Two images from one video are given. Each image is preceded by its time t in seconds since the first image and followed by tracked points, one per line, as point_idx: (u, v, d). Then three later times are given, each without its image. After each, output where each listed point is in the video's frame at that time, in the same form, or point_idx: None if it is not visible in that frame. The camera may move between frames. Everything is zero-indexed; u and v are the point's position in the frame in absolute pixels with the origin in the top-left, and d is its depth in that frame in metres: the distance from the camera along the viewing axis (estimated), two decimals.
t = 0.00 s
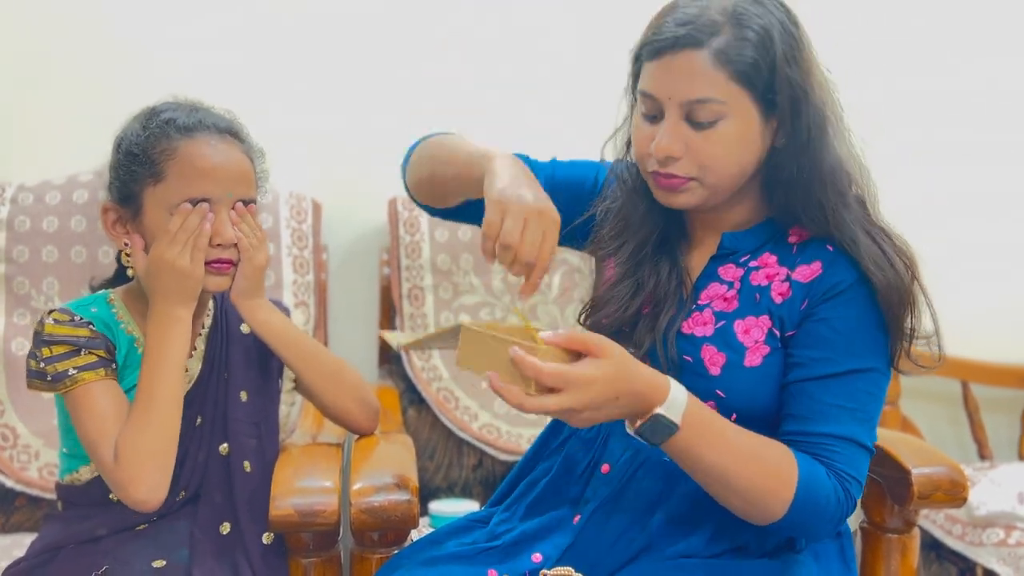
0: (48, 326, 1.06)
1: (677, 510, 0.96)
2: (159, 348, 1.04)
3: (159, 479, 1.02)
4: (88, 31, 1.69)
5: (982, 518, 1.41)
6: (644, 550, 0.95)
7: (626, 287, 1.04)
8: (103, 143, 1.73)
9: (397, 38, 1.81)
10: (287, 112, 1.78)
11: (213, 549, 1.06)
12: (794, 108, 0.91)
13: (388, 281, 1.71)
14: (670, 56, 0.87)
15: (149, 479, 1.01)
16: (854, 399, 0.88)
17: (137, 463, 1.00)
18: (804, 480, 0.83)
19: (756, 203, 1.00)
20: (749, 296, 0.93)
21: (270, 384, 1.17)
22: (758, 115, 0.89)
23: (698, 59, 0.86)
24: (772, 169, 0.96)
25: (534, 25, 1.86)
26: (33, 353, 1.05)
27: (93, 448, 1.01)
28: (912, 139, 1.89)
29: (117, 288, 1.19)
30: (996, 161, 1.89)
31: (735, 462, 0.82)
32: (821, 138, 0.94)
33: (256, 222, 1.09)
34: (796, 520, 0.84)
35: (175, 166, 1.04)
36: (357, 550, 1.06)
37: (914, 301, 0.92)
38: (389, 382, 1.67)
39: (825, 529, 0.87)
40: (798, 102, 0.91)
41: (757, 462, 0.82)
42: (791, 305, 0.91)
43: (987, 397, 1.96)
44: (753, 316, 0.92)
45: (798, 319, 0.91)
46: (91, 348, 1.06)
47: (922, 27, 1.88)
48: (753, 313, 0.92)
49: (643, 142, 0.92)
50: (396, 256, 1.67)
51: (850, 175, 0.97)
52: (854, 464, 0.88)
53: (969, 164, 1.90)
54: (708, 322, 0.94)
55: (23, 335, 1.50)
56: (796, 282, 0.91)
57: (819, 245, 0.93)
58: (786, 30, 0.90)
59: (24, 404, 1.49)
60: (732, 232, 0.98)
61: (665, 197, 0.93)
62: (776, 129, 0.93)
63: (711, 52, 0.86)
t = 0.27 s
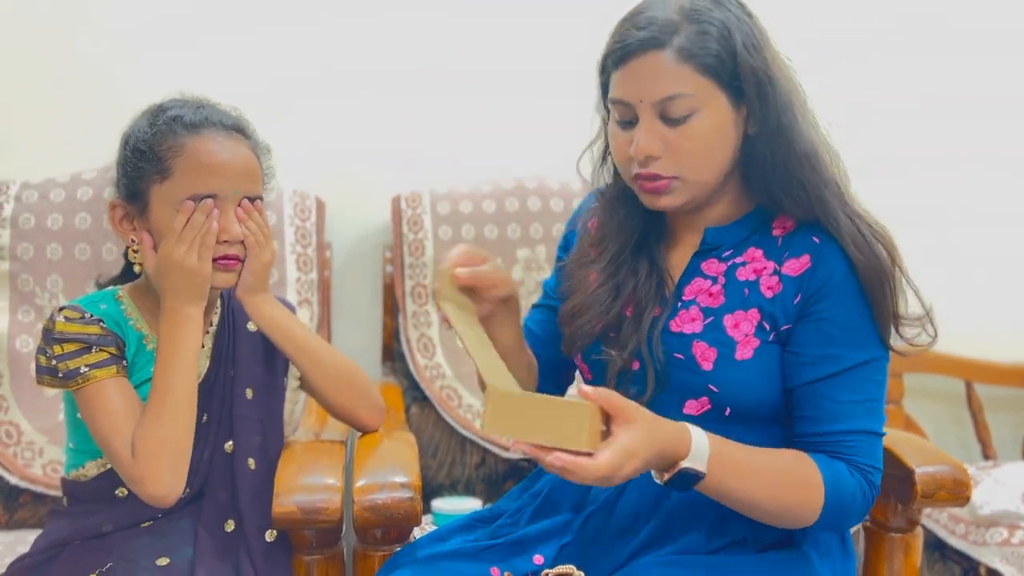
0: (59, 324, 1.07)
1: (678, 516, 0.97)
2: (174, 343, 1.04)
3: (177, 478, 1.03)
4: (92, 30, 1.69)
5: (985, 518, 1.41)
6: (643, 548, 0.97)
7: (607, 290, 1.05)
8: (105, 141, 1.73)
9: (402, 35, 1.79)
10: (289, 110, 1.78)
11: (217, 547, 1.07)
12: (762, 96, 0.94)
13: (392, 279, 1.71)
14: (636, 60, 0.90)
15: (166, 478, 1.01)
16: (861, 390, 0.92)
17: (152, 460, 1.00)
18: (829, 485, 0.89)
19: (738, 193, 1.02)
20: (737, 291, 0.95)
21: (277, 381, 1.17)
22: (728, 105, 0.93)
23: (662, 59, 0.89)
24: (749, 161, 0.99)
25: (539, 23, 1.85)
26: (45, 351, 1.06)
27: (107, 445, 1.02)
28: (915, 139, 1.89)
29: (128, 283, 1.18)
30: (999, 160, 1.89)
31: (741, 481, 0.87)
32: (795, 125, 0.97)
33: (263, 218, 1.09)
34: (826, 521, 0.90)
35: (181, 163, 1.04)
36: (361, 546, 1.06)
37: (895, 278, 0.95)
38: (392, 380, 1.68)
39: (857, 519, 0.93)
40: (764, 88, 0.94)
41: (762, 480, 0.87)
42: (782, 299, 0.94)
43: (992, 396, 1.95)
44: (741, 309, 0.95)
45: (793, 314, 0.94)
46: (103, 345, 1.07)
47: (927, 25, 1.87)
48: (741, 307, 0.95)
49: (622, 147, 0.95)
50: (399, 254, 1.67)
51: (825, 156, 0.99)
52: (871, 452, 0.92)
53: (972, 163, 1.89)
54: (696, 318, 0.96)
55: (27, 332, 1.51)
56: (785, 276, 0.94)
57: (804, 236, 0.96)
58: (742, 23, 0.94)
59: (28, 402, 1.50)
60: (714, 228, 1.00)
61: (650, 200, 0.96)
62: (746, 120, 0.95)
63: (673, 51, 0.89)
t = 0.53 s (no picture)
0: (59, 315, 1.07)
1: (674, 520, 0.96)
2: (175, 340, 1.04)
3: (172, 471, 1.02)
4: (89, 27, 1.69)
5: (982, 516, 1.41)
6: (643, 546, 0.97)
7: (601, 294, 1.05)
8: (103, 139, 1.73)
9: (399, 33, 1.79)
10: (287, 108, 1.77)
11: (214, 542, 1.07)
12: (744, 108, 0.94)
13: (390, 278, 1.71)
14: (615, 93, 0.91)
15: (162, 472, 1.01)
16: (879, 389, 0.92)
17: (149, 455, 1.00)
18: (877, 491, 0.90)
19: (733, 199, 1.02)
20: (735, 292, 0.96)
21: (276, 378, 1.18)
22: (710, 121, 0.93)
23: (640, 93, 0.89)
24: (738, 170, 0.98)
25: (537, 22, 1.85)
26: (44, 341, 1.06)
27: (105, 440, 1.01)
28: (912, 138, 1.89)
29: (128, 279, 1.18)
30: (998, 159, 1.89)
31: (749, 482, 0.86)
32: (780, 129, 0.96)
33: (263, 216, 1.09)
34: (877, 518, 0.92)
35: (183, 159, 1.03)
36: (357, 544, 1.06)
37: (891, 273, 0.95)
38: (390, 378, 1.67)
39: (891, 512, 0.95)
40: (745, 99, 0.93)
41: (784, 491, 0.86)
42: (783, 301, 0.94)
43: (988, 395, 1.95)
44: (738, 309, 0.95)
45: (795, 316, 0.94)
46: (102, 337, 1.07)
47: (924, 26, 1.88)
48: (739, 306, 0.95)
49: (615, 175, 0.96)
50: (397, 252, 1.68)
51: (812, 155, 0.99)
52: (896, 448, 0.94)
53: (970, 163, 1.90)
54: (692, 317, 0.97)
55: (25, 329, 1.51)
56: (786, 278, 0.94)
57: (806, 239, 0.96)
58: (717, 37, 0.93)
59: (25, 399, 1.49)
60: (712, 229, 1.01)
61: (653, 227, 0.98)
62: (731, 132, 0.95)
63: (650, 82, 0.89)
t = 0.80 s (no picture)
0: (59, 315, 1.07)
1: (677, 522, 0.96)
2: (174, 340, 1.04)
3: (171, 472, 1.02)
4: (89, 26, 1.69)
5: (982, 516, 1.41)
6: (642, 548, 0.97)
7: (599, 297, 1.04)
8: (102, 138, 1.73)
9: (399, 33, 1.79)
10: (287, 108, 1.77)
11: (215, 543, 1.07)
12: (742, 110, 0.94)
13: (390, 278, 1.72)
14: (614, 95, 0.91)
15: (162, 473, 1.01)
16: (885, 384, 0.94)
17: (148, 455, 1.00)
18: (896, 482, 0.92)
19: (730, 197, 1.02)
20: (735, 291, 0.96)
21: (276, 378, 1.18)
22: (708, 124, 0.93)
23: (639, 94, 0.90)
24: (736, 171, 0.98)
25: (536, 21, 1.84)
26: (44, 342, 1.06)
27: (105, 440, 1.01)
28: (913, 138, 1.89)
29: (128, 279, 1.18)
30: (998, 159, 1.89)
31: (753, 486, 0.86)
32: (778, 129, 0.96)
33: (263, 216, 1.09)
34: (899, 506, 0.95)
35: (183, 159, 1.03)
36: (358, 544, 1.06)
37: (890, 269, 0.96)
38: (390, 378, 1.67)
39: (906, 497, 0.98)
40: (742, 100, 0.93)
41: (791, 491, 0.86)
42: (784, 300, 0.94)
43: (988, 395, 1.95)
44: (739, 309, 0.95)
45: (797, 316, 0.94)
46: (102, 338, 1.07)
47: (924, 26, 1.88)
48: (740, 306, 0.95)
49: (612, 176, 0.95)
50: (397, 252, 1.68)
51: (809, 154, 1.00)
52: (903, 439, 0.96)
53: (970, 163, 1.90)
54: (692, 317, 0.97)
55: (25, 329, 1.51)
56: (787, 278, 0.94)
57: (807, 240, 0.96)
58: (715, 38, 0.94)
59: (25, 399, 1.49)
60: (712, 228, 1.01)
61: (649, 228, 0.98)
62: (727, 134, 0.95)
63: (649, 83, 0.89)
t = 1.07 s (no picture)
0: (59, 316, 1.07)
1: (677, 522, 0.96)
2: (174, 342, 1.04)
3: (171, 474, 1.02)
4: (88, 26, 1.69)
5: (982, 516, 1.41)
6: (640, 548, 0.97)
7: (598, 298, 1.05)
8: (102, 139, 1.73)
9: (399, 33, 1.79)
10: (287, 108, 1.77)
11: (215, 543, 1.07)
12: (746, 113, 0.94)
13: (390, 278, 1.72)
14: (619, 97, 0.91)
15: (162, 473, 1.01)
16: (886, 386, 0.94)
17: (148, 456, 1.00)
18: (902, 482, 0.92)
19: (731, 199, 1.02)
20: (735, 291, 0.96)
21: (275, 377, 1.18)
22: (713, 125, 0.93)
23: (647, 96, 0.89)
24: (739, 174, 0.98)
25: (536, 21, 1.84)
26: (44, 343, 1.06)
27: (105, 440, 1.01)
28: (912, 138, 1.89)
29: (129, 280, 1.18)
30: (998, 159, 1.89)
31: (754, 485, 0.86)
32: (780, 132, 0.97)
33: (263, 216, 1.09)
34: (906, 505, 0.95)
35: (182, 160, 1.03)
36: (358, 544, 1.06)
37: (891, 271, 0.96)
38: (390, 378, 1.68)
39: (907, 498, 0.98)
40: (749, 105, 0.94)
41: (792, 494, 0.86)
42: (783, 301, 0.94)
43: (988, 395, 1.95)
44: (738, 309, 0.95)
45: (797, 318, 0.94)
46: (102, 339, 1.07)
47: (924, 25, 1.88)
48: (739, 306, 0.95)
49: (616, 177, 0.95)
50: (397, 252, 1.68)
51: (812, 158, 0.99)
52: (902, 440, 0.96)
53: (970, 163, 1.89)
54: (692, 317, 0.97)
55: (25, 329, 1.51)
56: (787, 279, 0.94)
57: (807, 241, 0.96)
58: (720, 41, 0.94)
59: (25, 399, 1.49)
60: (713, 228, 1.00)
61: (651, 227, 0.97)
62: (732, 137, 0.96)
63: (656, 86, 0.89)
